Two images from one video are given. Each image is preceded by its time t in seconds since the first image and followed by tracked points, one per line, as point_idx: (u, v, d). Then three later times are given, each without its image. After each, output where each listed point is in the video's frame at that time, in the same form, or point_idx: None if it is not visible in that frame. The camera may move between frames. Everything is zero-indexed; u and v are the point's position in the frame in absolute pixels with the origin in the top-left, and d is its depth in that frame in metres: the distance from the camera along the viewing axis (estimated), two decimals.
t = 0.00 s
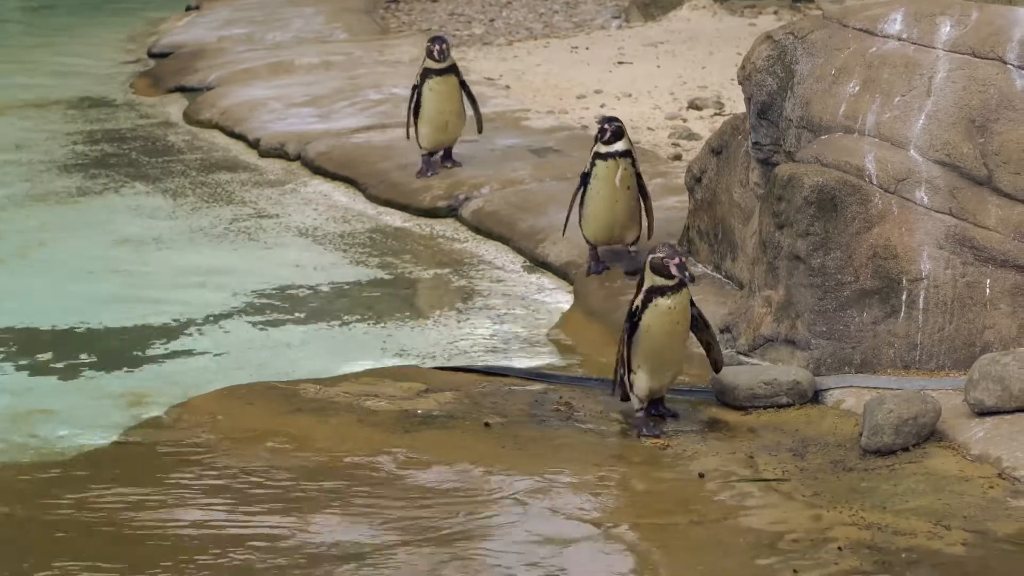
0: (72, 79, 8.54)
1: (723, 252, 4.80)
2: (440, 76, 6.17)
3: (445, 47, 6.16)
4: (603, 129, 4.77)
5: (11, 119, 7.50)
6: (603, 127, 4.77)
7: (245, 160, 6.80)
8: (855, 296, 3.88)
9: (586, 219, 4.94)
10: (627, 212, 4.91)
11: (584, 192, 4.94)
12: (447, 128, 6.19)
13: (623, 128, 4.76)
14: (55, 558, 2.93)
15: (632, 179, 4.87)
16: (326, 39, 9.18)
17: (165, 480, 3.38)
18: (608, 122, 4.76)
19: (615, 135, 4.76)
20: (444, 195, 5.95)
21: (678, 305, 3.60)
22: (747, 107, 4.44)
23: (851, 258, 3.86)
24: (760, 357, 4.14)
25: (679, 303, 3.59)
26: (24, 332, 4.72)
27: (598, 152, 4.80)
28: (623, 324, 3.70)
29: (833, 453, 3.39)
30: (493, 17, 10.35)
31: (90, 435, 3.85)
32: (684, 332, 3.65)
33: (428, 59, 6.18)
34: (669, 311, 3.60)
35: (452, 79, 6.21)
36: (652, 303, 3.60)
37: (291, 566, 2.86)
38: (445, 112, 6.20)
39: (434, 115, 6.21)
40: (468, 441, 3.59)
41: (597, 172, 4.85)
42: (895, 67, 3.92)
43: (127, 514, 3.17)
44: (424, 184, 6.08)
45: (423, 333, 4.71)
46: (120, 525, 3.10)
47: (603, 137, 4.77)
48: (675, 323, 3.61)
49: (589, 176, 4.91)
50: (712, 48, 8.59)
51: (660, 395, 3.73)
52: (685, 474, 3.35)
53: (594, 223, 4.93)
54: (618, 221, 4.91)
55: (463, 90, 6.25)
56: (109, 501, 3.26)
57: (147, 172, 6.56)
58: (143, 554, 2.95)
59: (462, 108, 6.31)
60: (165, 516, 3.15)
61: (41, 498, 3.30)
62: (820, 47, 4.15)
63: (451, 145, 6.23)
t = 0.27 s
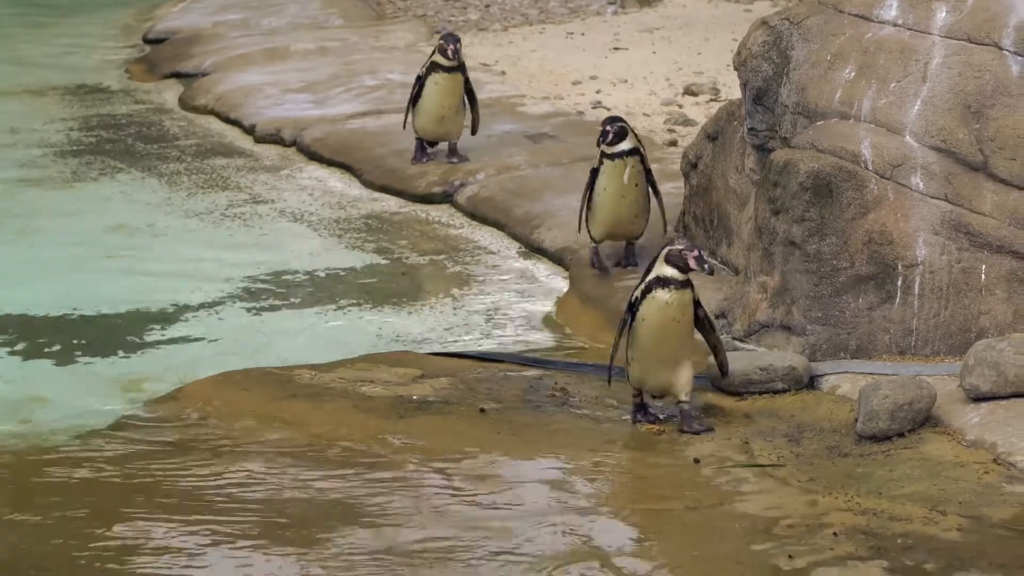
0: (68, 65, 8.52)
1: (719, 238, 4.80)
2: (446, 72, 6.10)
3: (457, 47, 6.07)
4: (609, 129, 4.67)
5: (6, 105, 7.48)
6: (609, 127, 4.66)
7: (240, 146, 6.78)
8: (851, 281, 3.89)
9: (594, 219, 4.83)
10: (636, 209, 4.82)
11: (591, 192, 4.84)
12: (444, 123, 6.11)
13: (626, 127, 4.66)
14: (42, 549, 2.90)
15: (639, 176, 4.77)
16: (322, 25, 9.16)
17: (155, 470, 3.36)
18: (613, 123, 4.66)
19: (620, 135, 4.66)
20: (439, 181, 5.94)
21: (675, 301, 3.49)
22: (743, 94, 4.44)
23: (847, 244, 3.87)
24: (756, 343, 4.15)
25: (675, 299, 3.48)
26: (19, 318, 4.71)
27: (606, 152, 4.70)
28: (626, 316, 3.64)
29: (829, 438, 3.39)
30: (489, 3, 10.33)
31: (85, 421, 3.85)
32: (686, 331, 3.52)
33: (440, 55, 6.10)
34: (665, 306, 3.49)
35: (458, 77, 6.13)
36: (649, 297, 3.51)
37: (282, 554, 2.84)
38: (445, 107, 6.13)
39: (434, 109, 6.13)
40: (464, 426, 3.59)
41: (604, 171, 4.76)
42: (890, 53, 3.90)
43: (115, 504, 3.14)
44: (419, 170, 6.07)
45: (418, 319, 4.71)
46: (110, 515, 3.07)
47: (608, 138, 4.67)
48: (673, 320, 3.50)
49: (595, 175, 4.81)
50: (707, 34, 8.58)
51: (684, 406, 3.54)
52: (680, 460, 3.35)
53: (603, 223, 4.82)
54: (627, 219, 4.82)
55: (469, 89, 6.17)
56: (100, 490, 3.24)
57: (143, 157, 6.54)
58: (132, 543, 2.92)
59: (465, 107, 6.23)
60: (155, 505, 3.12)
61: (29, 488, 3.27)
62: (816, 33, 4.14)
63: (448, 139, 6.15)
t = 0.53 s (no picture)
0: (64, 52, 8.49)
1: (716, 225, 4.79)
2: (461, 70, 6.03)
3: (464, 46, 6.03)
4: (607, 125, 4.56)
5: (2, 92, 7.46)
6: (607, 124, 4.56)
7: (237, 133, 6.77)
8: (848, 268, 3.88)
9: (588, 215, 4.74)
10: (628, 210, 4.70)
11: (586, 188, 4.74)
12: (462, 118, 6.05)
13: (628, 125, 4.55)
14: (38, 538, 2.90)
15: (635, 177, 4.65)
16: (319, 11, 9.13)
17: (152, 457, 3.35)
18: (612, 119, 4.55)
19: (621, 133, 4.57)
20: (436, 168, 5.93)
21: (696, 299, 3.38)
22: (740, 80, 4.43)
23: (844, 231, 3.87)
24: (753, 330, 4.13)
25: (697, 297, 3.38)
26: (15, 305, 4.70)
27: (601, 150, 4.60)
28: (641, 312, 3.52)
29: (825, 425, 3.39)
30: None
31: (82, 409, 3.84)
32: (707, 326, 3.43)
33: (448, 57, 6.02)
34: (688, 307, 3.39)
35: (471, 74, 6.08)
36: (670, 297, 3.40)
37: (275, 544, 2.83)
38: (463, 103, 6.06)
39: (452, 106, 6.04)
40: (461, 413, 3.59)
41: (598, 169, 4.65)
42: (887, 39, 3.89)
43: (100, 498, 3.10)
44: (416, 157, 6.06)
45: (415, 305, 4.70)
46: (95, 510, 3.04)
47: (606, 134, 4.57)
48: (696, 318, 3.40)
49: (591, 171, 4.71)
50: (704, 21, 8.56)
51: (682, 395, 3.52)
52: (676, 446, 3.35)
53: (595, 220, 4.73)
54: (619, 219, 4.71)
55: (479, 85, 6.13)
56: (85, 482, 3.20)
57: (139, 144, 6.53)
58: (121, 535, 2.90)
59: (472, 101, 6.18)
60: (140, 499, 3.09)
61: (21, 478, 3.25)
62: (813, 19, 4.14)
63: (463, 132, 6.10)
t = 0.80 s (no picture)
0: (59, 38, 8.47)
1: (712, 211, 4.80)
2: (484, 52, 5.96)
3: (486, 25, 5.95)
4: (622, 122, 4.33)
5: None
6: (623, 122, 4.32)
7: (232, 119, 6.75)
8: (843, 254, 3.88)
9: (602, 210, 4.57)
10: (646, 204, 4.54)
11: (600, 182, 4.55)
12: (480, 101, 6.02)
13: (642, 122, 4.34)
14: (34, 522, 2.89)
15: (651, 169, 4.48)
16: None
17: (147, 442, 3.35)
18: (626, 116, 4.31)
19: (636, 132, 4.34)
20: (432, 154, 5.92)
21: (687, 299, 3.30)
22: (736, 67, 4.43)
23: (839, 217, 3.86)
24: (748, 316, 4.14)
25: (688, 297, 3.30)
26: (12, 291, 4.69)
27: (620, 146, 4.38)
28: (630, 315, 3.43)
29: (821, 411, 3.39)
30: None
31: (77, 394, 3.83)
32: (698, 324, 3.35)
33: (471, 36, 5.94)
34: (679, 306, 3.30)
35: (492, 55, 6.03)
36: (660, 298, 3.31)
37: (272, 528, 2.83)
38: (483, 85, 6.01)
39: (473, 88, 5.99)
40: (457, 399, 3.59)
41: (615, 164, 4.45)
42: (883, 25, 3.87)
43: (88, 485, 3.08)
44: (412, 143, 6.05)
45: (411, 291, 4.70)
46: (82, 497, 3.01)
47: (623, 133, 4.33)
48: (686, 317, 3.32)
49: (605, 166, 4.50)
50: (700, 7, 8.54)
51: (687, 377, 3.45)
52: (671, 432, 3.36)
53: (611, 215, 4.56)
54: (636, 214, 4.55)
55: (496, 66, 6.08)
56: (74, 470, 3.18)
57: (135, 130, 6.51)
58: (116, 520, 2.89)
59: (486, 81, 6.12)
60: (127, 488, 3.06)
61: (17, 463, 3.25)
62: (809, 5, 4.12)
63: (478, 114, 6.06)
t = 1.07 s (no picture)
0: (54, 18, 8.43)
1: (708, 192, 4.79)
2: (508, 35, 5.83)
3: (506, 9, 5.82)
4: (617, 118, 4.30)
5: None
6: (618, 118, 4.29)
7: (228, 99, 6.73)
8: (838, 235, 3.87)
9: (599, 204, 4.53)
10: (643, 196, 4.51)
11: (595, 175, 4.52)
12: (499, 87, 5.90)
13: (638, 116, 4.31)
14: (29, 503, 2.89)
15: (647, 162, 4.44)
16: None
17: (142, 423, 3.34)
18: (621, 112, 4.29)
19: (632, 126, 4.31)
20: (427, 134, 5.90)
21: (707, 287, 3.19)
22: (731, 47, 4.41)
23: (835, 198, 3.85)
24: (744, 297, 4.13)
25: (707, 285, 3.19)
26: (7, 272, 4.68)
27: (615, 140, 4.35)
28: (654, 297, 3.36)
29: (816, 392, 3.39)
30: None
31: (73, 375, 3.83)
32: (718, 316, 3.24)
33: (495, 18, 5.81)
34: (698, 293, 3.20)
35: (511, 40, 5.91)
36: (679, 282, 3.22)
37: (266, 509, 2.83)
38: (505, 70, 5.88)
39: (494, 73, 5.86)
40: (453, 380, 3.59)
41: (611, 157, 4.41)
42: (879, 5, 3.85)
43: (74, 472, 3.04)
44: (407, 123, 6.03)
45: (406, 272, 4.69)
46: (68, 484, 2.98)
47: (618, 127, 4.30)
48: (705, 305, 3.22)
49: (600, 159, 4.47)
50: None
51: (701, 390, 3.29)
52: (666, 413, 3.36)
53: (608, 208, 4.52)
54: (633, 207, 4.52)
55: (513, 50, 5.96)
56: (69, 451, 3.17)
57: (130, 111, 6.49)
58: (111, 501, 2.89)
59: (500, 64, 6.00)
60: (113, 474, 3.02)
61: (12, 443, 3.24)
62: None
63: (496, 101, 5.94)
